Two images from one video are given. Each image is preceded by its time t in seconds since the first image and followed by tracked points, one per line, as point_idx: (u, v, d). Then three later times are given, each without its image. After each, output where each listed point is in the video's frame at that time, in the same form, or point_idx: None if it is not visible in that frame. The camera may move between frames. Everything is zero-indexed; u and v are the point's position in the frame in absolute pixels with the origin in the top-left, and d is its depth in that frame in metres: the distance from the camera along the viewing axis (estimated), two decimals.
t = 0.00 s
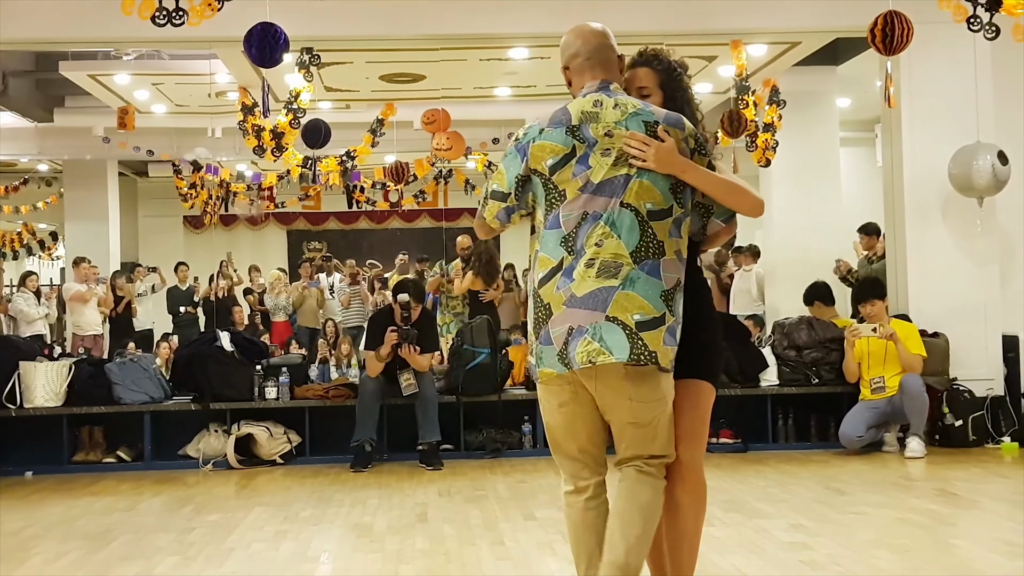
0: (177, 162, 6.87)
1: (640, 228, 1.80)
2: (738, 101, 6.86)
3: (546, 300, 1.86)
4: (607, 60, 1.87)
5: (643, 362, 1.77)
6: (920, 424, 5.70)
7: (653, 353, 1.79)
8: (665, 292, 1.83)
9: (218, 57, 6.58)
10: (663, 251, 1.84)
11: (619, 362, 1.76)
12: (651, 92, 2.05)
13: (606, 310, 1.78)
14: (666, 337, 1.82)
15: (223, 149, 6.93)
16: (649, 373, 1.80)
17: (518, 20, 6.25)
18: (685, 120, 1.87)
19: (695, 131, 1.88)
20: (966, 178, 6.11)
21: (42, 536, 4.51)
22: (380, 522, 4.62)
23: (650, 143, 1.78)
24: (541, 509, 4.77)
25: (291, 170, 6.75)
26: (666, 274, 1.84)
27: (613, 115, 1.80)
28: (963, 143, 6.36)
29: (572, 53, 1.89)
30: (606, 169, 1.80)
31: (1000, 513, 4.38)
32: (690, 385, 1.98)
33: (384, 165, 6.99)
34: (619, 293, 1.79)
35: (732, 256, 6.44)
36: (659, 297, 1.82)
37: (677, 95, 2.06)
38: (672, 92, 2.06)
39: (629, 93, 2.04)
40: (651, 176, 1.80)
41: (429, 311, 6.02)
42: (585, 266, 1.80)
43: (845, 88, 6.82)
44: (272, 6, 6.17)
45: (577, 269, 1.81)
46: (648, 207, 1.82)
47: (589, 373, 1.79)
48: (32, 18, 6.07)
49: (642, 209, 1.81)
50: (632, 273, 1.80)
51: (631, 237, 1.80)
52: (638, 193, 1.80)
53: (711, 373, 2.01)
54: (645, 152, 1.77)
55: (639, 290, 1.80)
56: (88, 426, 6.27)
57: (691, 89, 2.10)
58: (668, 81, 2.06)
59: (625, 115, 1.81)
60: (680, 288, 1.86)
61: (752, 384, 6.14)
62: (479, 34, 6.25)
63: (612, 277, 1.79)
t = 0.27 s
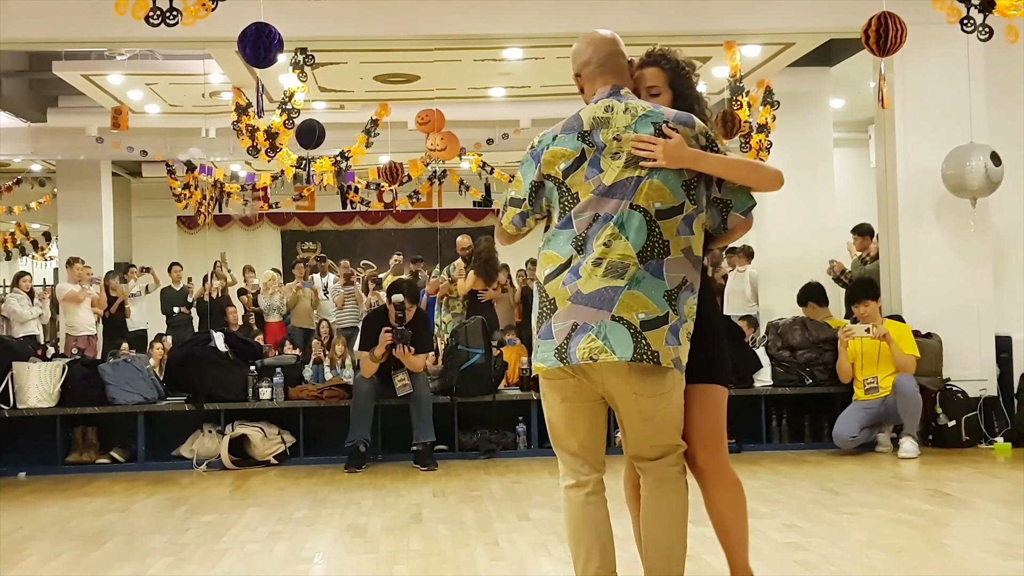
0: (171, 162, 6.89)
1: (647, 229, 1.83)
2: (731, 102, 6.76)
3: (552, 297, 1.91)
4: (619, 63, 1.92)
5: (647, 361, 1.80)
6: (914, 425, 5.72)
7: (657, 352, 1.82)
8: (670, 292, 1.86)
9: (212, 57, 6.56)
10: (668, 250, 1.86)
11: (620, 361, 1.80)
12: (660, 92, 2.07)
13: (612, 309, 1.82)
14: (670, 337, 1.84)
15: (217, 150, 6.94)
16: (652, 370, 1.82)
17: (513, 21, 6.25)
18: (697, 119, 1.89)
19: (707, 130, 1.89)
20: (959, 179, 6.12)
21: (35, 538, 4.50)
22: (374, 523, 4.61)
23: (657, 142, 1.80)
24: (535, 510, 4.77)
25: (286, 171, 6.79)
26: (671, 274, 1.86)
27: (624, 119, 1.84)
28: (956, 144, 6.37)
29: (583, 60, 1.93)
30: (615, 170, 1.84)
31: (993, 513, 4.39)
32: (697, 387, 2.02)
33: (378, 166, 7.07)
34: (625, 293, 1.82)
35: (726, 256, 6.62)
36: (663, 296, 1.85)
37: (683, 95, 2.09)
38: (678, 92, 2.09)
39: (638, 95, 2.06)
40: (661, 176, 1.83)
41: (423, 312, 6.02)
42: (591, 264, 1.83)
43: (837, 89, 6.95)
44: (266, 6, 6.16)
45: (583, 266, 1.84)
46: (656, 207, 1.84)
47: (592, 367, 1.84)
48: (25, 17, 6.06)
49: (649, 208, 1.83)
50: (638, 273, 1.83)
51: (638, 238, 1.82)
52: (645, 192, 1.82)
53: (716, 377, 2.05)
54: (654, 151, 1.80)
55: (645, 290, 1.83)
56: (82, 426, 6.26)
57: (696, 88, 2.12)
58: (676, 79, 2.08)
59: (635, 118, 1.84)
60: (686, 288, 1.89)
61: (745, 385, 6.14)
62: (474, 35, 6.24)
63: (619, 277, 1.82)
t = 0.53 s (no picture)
0: (164, 162, 6.88)
1: (648, 224, 1.86)
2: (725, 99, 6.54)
3: (570, 305, 1.99)
4: (627, 66, 1.97)
5: (660, 359, 1.83)
6: (907, 425, 5.73)
7: (667, 348, 1.84)
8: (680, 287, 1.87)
9: (205, 57, 6.54)
10: (674, 245, 1.87)
11: (637, 358, 1.83)
12: (673, 92, 2.07)
13: (624, 309, 1.86)
14: (680, 333, 1.85)
15: (212, 149, 6.99)
16: (664, 366, 1.84)
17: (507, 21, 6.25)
18: (696, 112, 1.90)
19: (706, 121, 1.90)
20: (952, 179, 6.14)
21: (29, 538, 4.49)
22: (369, 524, 4.61)
23: (643, 138, 1.86)
24: (530, 510, 4.78)
25: (279, 171, 6.83)
26: (678, 269, 1.87)
27: (616, 122, 1.92)
28: (949, 145, 6.39)
29: (594, 66, 1.98)
30: (611, 174, 1.91)
31: (986, 513, 4.40)
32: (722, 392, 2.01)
33: (372, 166, 7.04)
34: (635, 291, 1.85)
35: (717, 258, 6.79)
36: (671, 290, 1.86)
37: (699, 93, 2.08)
38: (694, 91, 2.08)
39: (650, 95, 2.08)
40: (655, 172, 1.87)
41: (418, 312, 6.03)
42: (601, 268, 1.90)
43: (831, 89, 6.95)
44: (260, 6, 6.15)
45: (594, 272, 1.91)
46: (654, 202, 1.87)
47: (612, 368, 1.89)
48: (18, 16, 6.04)
49: (648, 204, 1.87)
50: (645, 270, 1.86)
51: (640, 235, 1.86)
52: (643, 190, 1.87)
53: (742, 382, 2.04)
54: (644, 147, 1.85)
55: (654, 287, 1.85)
56: (75, 426, 6.26)
57: (716, 87, 2.10)
58: (690, 79, 2.07)
59: (633, 119, 1.89)
60: (695, 281, 1.89)
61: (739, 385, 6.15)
62: (468, 35, 6.24)
63: (628, 276, 1.86)
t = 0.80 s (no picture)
0: (160, 162, 6.87)
1: (627, 225, 1.89)
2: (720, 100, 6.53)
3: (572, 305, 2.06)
4: (629, 65, 2.01)
5: (642, 354, 1.85)
6: (902, 426, 5.74)
7: (650, 345, 1.84)
8: (663, 283, 1.87)
9: (201, 57, 6.53)
10: (653, 243, 1.88)
11: (624, 353, 1.87)
12: (677, 90, 2.05)
13: (610, 307, 1.90)
14: (667, 329, 1.85)
15: (206, 150, 6.96)
16: (647, 362, 1.85)
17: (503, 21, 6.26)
18: (671, 107, 1.89)
19: (679, 114, 1.88)
20: (947, 179, 6.14)
21: (23, 538, 4.49)
22: (363, 524, 4.61)
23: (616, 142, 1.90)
24: (524, 510, 4.77)
25: (274, 171, 6.75)
26: (662, 265, 1.88)
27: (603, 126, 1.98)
28: (944, 145, 6.39)
29: (604, 65, 2.03)
30: (595, 178, 1.98)
31: (981, 514, 4.39)
32: (726, 390, 1.96)
33: (368, 166, 6.97)
34: (619, 290, 1.89)
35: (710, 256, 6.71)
36: (655, 287, 1.87)
37: (702, 91, 2.03)
38: (698, 88, 2.03)
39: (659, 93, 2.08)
40: (629, 175, 1.90)
41: (412, 312, 6.04)
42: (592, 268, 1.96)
43: (827, 91, 7.03)
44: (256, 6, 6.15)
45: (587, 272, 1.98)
46: (631, 203, 1.90)
47: (609, 361, 1.94)
48: (15, 16, 6.05)
49: (624, 207, 1.90)
50: (629, 269, 1.89)
51: (622, 236, 1.90)
52: (620, 193, 1.90)
53: (748, 383, 1.98)
54: (614, 154, 1.90)
55: (638, 285, 1.87)
56: (70, 426, 6.26)
57: (724, 81, 2.03)
58: (695, 75, 2.03)
59: (616, 121, 1.95)
60: (680, 276, 1.88)
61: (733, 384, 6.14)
62: (464, 36, 6.25)
63: (613, 276, 1.91)
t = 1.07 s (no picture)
0: (154, 162, 6.83)
1: (606, 230, 1.94)
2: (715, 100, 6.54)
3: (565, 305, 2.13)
4: (624, 66, 2.05)
5: (618, 356, 1.90)
6: (894, 425, 5.76)
7: (625, 346, 1.89)
8: (640, 284, 1.91)
9: (194, 56, 6.53)
10: (630, 245, 1.92)
11: (601, 358, 1.93)
12: (672, 89, 2.03)
13: (590, 311, 1.96)
14: (642, 330, 1.89)
15: (200, 150, 6.90)
16: (624, 363, 1.90)
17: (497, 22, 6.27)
18: (644, 109, 1.94)
19: (650, 117, 1.91)
20: (940, 180, 6.17)
21: (15, 539, 4.47)
22: (357, 524, 4.60)
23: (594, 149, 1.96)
24: (518, 510, 4.77)
25: (269, 170, 6.77)
26: (638, 267, 1.91)
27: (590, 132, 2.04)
28: (937, 146, 6.41)
29: (608, 66, 2.09)
30: (583, 183, 2.04)
31: (974, 513, 4.41)
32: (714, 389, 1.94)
33: (362, 165, 6.92)
34: (598, 294, 1.94)
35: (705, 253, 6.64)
36: (631, 289, 1.91)
37: (693, 93, 1.98)
38: (690, 90, 1.99)
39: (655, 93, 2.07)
40: (608, 180, 1.95)
41: (407, 312, 6.04)
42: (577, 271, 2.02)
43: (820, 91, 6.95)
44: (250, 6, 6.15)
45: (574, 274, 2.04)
46: (610, 208, 1.95)
47: (589, 366, 2.00)
48: (8, 15, 6.03)
49: (603, 212, 1.95)
50: (607, 273, 1.94)
51: (602, 241, 1.95)
52: (600, 199, 1.96)
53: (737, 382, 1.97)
54: (593, 160, 1.96)
55: (614, 289, 1.92)
56: (63, 427, 6.24)
57: (715, 80, 1.98)
58: (689, 74, 1.99)
59: (602, 125, 2.01)
60: (657, 275, 1.91)
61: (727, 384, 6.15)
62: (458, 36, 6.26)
63: (593, 280, 1.96)
